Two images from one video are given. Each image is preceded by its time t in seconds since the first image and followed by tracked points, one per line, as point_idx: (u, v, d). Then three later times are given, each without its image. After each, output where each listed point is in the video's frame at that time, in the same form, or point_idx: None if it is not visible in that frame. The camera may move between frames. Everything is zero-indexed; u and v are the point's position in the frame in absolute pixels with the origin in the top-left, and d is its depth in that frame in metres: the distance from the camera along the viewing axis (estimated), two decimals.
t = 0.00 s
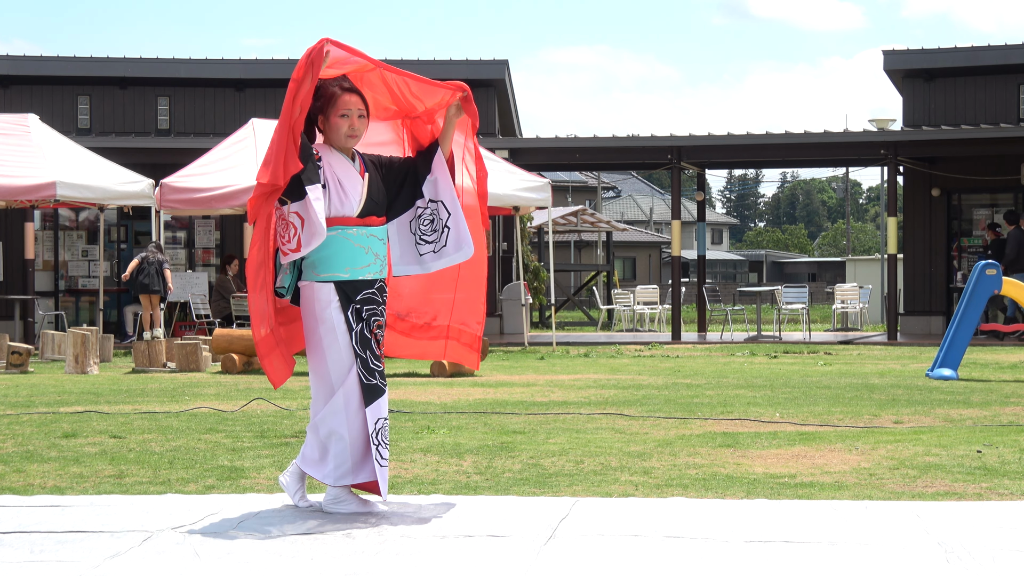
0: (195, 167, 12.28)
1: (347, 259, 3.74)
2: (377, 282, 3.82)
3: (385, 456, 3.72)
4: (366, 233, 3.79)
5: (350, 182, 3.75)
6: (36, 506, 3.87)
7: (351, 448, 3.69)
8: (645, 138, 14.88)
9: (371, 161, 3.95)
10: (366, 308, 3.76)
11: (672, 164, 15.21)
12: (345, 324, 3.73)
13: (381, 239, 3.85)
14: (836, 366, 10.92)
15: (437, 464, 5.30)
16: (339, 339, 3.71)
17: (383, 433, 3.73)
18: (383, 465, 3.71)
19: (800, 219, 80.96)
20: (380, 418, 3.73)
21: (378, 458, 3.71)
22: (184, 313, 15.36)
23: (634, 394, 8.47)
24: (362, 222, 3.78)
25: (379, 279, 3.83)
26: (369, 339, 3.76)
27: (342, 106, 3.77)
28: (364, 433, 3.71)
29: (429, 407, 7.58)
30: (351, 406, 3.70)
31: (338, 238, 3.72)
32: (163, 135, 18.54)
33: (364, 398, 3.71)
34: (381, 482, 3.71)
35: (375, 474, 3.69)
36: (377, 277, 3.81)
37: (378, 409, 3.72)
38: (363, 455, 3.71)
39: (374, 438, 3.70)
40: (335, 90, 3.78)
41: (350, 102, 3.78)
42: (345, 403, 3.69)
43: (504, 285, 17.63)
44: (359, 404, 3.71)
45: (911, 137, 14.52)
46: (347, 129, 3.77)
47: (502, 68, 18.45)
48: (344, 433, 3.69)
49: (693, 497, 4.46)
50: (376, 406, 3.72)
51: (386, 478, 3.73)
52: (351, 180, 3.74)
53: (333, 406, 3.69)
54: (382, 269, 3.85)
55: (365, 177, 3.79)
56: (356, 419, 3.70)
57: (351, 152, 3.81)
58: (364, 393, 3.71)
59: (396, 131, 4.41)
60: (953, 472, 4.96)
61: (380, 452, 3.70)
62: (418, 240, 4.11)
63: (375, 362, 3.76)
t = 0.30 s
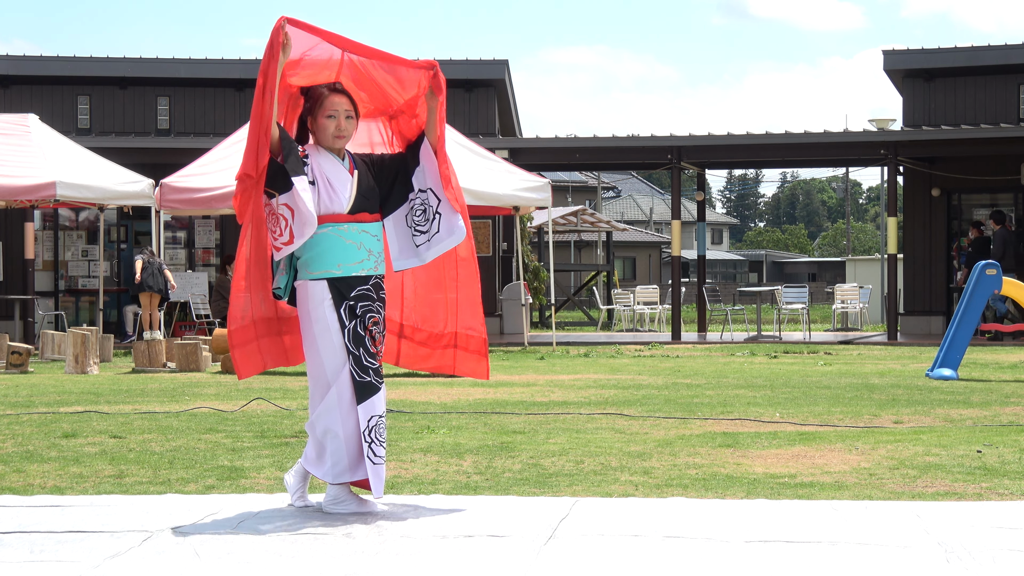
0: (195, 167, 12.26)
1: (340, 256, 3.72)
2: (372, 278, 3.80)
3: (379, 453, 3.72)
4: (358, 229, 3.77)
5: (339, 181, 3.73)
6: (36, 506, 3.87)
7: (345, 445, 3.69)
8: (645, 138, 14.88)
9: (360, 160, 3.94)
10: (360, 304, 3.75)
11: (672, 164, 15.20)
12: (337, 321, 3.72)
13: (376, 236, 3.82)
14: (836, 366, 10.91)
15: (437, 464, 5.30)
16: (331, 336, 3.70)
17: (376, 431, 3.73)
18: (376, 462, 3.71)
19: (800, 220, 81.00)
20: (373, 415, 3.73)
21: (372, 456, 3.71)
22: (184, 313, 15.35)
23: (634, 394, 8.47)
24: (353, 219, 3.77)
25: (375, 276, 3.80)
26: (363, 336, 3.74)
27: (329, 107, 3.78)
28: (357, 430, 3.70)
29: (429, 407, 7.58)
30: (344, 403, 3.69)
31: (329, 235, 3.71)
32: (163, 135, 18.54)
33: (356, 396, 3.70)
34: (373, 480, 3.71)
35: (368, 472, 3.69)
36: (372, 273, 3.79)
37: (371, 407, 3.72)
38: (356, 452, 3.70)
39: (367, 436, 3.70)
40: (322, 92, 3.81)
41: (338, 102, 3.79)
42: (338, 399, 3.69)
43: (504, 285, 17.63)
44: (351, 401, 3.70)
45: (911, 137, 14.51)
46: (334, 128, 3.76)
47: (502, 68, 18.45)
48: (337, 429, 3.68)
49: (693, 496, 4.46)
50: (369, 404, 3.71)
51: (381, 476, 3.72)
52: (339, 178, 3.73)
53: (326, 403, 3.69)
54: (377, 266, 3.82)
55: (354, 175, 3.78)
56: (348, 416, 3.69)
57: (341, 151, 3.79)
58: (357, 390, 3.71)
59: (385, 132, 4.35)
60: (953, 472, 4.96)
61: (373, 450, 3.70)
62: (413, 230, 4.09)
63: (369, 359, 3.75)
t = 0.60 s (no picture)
0: (195, 167, 12.27)
1: (345, 242, 3.69)
2: (374, 266, 3.78)
3: (374, 446, 3.70)
4: (362, 216, 3.75)
5: (338, 171, 3.75)
6: (36, 506, 3.87)
7: (339, 436, 3.69)
8: (646, 138, 14.87)
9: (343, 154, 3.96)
10: (363, 293, 3.73)
11: (672, 164, 15.20)
12: (335, 308, 3.69)
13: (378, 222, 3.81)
14: (836, 366, 10.91)
15: (437, 464, 5.30)
16: (328, 324, 3.68)
17: (372, 423, 3.71)
18: (371, 454, 3.69)
19: (800, 220, 81.03)
20: (368, 406, 3.70)
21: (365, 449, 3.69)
22: (183, 313, 15.34)
23: (634, 394, 8.46)
24: (357, 206, 3.75)
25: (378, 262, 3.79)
26: (361, 327, 3.73)
27: (330, 106, 3.75)
28: (353, 420, 3.70)
29: (429, 407, 7.58)
30: (340, 393, 3.69)
31: (333, 223, 3.68)
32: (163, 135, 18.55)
33: (352, 387, 3.70)
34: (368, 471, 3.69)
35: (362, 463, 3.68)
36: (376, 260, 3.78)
37: (366, 399, 3.70)
38: (350, 443, 3.70)
39: (361, 427, 3.69)
40: (323, 89, 3.74)
41: (338, 103, 3.76)
42: (333, 390, 3.69)
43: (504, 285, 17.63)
44: (348, 391, 3.70)
45: (911, 137, 14.51)
46: (332, 128, 3.75)
47: (502, 68, 18.45)
48: (332, 420, 3.68)
49: (693, 497, 4.46)
50: (365, 395, 3.70)
51: (375, 468, 3.70)
52: (337, 167, 3.75)
53: (322, 393, 3.69)
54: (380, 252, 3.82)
55: (349, 163, 3.83)
56: (343, 407, 3.69)
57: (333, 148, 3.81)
58: (352, 381, 3.70)
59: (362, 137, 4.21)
60: (953, 472, 4.96)
61: (369, 442, 3.69)
62: (398, 217, 4.06)
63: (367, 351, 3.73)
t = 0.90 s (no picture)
0: (195, 167, 12.27)
1: (351, 249, 3.70)
2: (377, 274, 3.79)
3: (372, 456, 3.69)
4: (368, 224, 3.75)
5: (344, 174, 3.73)
6: (36, 506, 3.86)
7: (339, 443, 3.70)
8: (646, 138, 14.87)
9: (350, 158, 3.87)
10: (368, 301, 3.74)
11: (672, 164, 15.20)
12: (341, 315, 3.70)
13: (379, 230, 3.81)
14: (836, 366, 10.90)
15: (437, 464, 5.30)
16: (331, 333, 3.69)
17: (372, 432, 3.70)
18: (369, 464, 3.68)
19: (800, 220, 81.06)
20: (369, 415, 3.70)
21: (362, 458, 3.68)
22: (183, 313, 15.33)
23: (634, 394, 8.46)
24: (362, 213, 3.75)
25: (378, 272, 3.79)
26: (367, 335, 3.73)
27: (341, 105, 3.73)
28: (354, 428, 3.70)
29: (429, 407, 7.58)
30: (344, 399, 3.70)
31: (340, 229, 3.68)
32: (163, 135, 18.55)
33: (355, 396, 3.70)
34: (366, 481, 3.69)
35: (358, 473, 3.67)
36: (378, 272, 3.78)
37: (368, 408, 3.70)
38: (348, 451, 3.70)
39: (361, 436, 3.69)
40: (334, 89, 3.72)
41: (349, 101, 3.75)
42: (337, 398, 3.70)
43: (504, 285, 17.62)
44: (351, 398, 3.70)
45: (911, 137, 14.50)
46: (343, 127, 3.74)
47: (502, 67, 18.44)
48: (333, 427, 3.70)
49: (694, 497, 4.46)
50: (366, 403, 3.70)
51: (372, 477, 3.69)
52: (344, 171, 3.72)
53: (326, 400, 3.71)
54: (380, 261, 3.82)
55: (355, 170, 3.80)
56: (345, 415, 3.70)
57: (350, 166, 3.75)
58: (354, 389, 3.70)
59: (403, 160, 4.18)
60: (953, 472, 4.96)
61: (368, 451, 3.68)
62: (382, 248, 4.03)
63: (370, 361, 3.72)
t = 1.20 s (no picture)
0: (195, 167, 12.27)
1: (339, 277, 3.71)
2: (366, 300, 3.81)
3: (382, 472, 3.72)
4: (358, 251, 3.76)
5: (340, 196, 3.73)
6: (36, 506, 3.86)
7: (346, 463, 3.73)
8: (647, 138, 14.87)
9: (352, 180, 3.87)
10: (358, 323, 3.75)
11: (672, 164, 15.20)
12: (335, 339, 3.71)
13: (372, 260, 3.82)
14: (836, 367, 10.89)
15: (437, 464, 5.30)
16: (328, 360, 3.70)
17: (381, 450, 3.73)
18: (378, 481, 3.72)
19: (800, 220, 81.12)
20: (376, 433, 3.72)
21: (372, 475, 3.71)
22: (183, 313, 15.33)
23: (634, 394, 8.46)
24: (353, 240, 3.76)
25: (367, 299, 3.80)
26: (363, 354, 3.75)
27: (343, 122, 3.75)
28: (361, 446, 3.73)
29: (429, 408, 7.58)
30: (346, 420, 3.72)
31: (330, 255, 3.71)
32: (163, 135, 18.54)
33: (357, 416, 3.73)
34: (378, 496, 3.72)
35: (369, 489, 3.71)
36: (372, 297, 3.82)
37: (374, 428, 3.73)
38: (356, 469, 3.73)
39: (370, 454, 3.71)
40: (334, 107, 3.74)
41: (351, 117, 3.77)
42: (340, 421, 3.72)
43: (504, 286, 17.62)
44: (355, 418, 3.73)
45: (911, 138, 14.50)
46: (347, 144, 3.76)
47: (502, 68, 18.44)
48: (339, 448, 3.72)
49: (693, 497, 4.46)
50: (372, 421, 3.72)
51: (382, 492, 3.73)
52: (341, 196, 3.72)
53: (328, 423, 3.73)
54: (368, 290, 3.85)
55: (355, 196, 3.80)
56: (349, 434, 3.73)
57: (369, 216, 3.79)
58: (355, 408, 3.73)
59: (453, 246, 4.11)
60: (953, 472, 4.96)
61: (377, 467, 3.71)
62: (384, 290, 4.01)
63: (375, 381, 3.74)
